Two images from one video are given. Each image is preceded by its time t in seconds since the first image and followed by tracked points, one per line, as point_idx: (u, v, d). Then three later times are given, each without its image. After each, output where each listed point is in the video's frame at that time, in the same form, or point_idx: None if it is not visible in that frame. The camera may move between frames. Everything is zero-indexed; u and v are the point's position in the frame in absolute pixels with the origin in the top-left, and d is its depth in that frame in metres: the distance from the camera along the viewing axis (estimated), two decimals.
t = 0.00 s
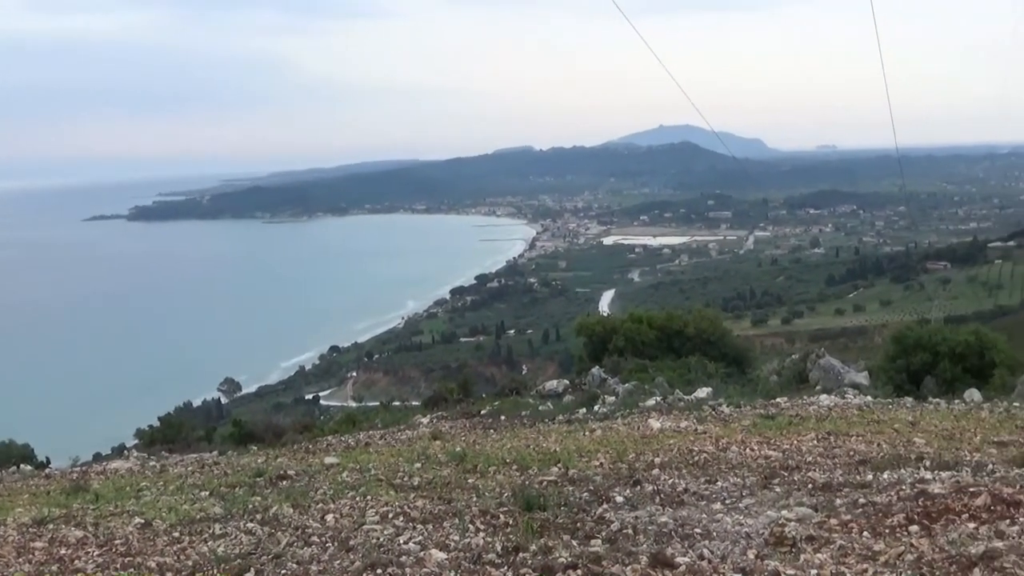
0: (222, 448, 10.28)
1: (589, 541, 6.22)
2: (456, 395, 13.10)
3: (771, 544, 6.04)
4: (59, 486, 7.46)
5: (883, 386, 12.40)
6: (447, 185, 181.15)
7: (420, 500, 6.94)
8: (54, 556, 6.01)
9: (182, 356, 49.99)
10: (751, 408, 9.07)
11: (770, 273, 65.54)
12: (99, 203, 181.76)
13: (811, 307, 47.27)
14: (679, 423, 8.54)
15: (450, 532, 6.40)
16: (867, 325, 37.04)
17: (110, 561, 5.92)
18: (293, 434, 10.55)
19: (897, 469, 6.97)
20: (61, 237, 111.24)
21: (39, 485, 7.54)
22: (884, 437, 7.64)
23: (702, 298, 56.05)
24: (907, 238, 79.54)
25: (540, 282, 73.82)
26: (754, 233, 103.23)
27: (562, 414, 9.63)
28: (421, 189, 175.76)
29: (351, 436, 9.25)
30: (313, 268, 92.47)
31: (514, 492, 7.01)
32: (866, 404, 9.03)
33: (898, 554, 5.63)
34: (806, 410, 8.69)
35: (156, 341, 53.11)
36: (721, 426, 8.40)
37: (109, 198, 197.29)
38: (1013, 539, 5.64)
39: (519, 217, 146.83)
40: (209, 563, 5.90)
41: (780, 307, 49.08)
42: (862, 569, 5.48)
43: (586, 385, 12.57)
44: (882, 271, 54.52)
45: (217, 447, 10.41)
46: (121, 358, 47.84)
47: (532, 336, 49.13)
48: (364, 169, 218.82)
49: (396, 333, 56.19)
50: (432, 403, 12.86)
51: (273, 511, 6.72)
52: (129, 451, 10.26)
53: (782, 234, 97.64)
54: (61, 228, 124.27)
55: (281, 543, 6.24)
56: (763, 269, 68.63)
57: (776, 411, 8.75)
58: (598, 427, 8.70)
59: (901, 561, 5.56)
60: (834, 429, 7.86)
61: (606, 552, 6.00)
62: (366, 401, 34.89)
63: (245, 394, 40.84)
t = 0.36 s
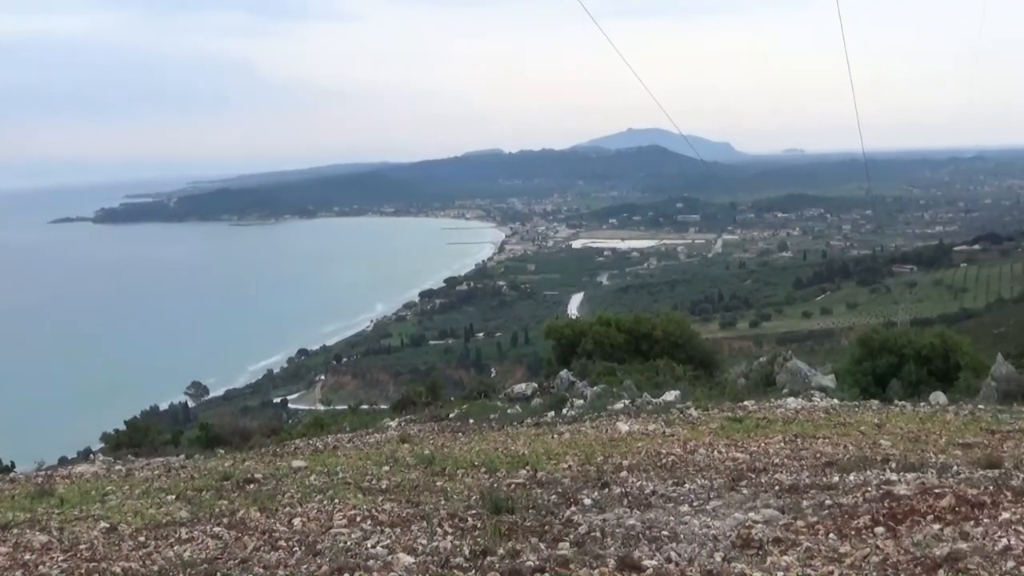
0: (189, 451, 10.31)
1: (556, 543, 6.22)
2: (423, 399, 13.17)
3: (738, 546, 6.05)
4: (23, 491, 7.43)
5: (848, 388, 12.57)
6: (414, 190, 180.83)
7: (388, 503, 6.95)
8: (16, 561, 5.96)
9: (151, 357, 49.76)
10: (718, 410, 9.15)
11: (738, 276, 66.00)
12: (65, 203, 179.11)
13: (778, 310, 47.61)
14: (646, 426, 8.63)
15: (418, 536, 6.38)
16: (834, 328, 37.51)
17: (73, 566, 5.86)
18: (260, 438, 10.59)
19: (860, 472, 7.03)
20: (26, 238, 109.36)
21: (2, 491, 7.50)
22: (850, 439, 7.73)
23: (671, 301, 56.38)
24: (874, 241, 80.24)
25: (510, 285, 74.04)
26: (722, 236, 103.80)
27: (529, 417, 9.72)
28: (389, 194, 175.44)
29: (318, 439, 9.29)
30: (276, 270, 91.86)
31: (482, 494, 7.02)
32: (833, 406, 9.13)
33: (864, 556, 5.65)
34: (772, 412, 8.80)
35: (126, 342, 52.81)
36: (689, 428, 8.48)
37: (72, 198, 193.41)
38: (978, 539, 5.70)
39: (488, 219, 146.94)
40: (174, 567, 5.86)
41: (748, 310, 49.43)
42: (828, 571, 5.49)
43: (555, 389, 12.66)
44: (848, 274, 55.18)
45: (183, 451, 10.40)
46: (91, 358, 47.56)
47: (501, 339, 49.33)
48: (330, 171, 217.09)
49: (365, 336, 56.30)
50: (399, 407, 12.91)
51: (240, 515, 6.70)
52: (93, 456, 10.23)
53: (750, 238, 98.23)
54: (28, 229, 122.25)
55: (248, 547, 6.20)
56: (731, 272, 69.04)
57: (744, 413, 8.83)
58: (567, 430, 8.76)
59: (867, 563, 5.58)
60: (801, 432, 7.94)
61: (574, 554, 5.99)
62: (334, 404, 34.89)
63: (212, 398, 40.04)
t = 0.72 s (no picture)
0: (157, 454, 10.36)
1: (525, 545, 6.21)
2: (393, 402, 13.29)
3: (705, 547, 6.05)
4: None
5: (817, 392, 12.78)
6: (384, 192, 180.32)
7: (355, 506, 6.96)
8: None
9: (119, 352, 49.53)
10: (688, 414, 9.23)
11: (706, 279, 66.27)
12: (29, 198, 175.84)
13: (746, 313, 47.92)
14: (615, 428, 8.74)
15: (386, 538, 6.37)
16: (802, 330, 38.11)
17: (38, 568, 5.83)
18: (228, 441, 10.64)
19: (827, 474, 7.10)
20: None
21: None
22: (818, 442, 7.82)
23: (640, 303, 56.64)
24: (841, 243, 80.79)
25: (479, 287, 74.16)
26: (691, 239, 104.22)
27: (500, 421, 9.82)
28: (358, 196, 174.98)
29: (287, 442, 9.36)
30: (242, 269, 91.41)
31: (452, 497, 7.04)
32: (802, 412, 9.26)
33: (830, 557, 5.68)
34: (741, 416, 8.90)
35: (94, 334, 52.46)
36: (659, 431, 8.58)
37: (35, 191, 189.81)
38: (944, 540, 5.75)
39: (458, 220, 147.05)
40: (141, 570, 5.83)
41: (717, 313, 49.68)
42: (794, 571, 5.53)
43: (524, 392, 12.79)
44: (816, 276, 55.55)
45: (150, 455, 10.36)
46: (58, 346, 47.19)
47: (470, 342, 49.49)
48: (298, 171, 215.44)
49: (332, 337, 56.40)
50: (369, 408, 13.04)
51: (207, 517, 6.71)
52: (60, 459, 10.25)
53: (718, 240, 98.63)
54: None
55: (215, 549, 6.17)
56: (699, 275, 69.33)
57: (713, 416, 8.94)
58: (536, 433, 8.84)
59: (833, 564, 5.61)
60: (769, 436, 8.02)
61: (542, 556, 5.97)
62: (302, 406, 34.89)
63: (180, 399, 39.50)
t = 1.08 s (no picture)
0: (122, 456, 10.34)
1: (493, 548, 6.19)
2: (360, 403, 13.33)
3: (673, 549, 6.04)
4: None
5: (784, 394, 12.96)
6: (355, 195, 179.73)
7: (324, 509, 6.95)
8: None
9: (87, 353, 49.18)
10: (656, 415, 9.28)
11: (674, 281, 66.44)
12: None
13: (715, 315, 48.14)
14: (583, 430, 8.85)
15: (353, 541, 6.36)
16: (773, 331, 38.37)
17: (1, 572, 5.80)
18: (194, 443, 10.62)
19: (794, 475, 7.15)
20: None
21: None
22: (784, 444, 7.89)
23: (608, 305, 56.66)
24: (807, 245, 81.20)
25: (447, 290, 74.26)
26: (660, 240, 104.56)
27: (467, 421, 9.88)
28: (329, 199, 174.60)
29: (253, 444, 9.40)
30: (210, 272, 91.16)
31: (420, 499, 7.05)
32: (769, 413, 9.41)
33: (797, 558, 5.70)
34: (709, 417, 8.97)
35: (62, 335, 52.06)
36: (628, 433, 8.66)
37: None
38: (909, 541, 5.79)
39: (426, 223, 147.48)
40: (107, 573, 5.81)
41: (685, 315, 49.88)
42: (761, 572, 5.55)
43: (492, 392, 12.84)
44: (782, 278, 55.65)
45: (115, 457, 10.35)
46: (24, 347, 46.81)
47: (438, 344, 49.64)
48: (267, 171, 213.13)
49: (301, 339, 56.53)
50: (335, 411, 13.07)
51: (173, 521, 6.69)
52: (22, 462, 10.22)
53: (686, 243, 98.93)
54: None
55: (182, 552, 6.15)
56: (667, 277, 69.60)
57: (680, 418, 9.00)
58: (503, 436, 8.90)
59: (799, 565, 5.62)
60: (736, 438, 8.09)
61: (510, 559, 5.96)
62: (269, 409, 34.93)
63: (146, 402, 39.08)
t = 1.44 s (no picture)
0: (89, 459, 10.33)
1: (462, 549, 6.19)
2: (329, 404, 13.39)
3: (641, 549, 6.05)
4: None
5: (753, 392, 13.22)
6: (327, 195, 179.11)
7: (292, 510, 6.96)
8: None
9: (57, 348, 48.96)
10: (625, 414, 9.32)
11: (643, 282, 66.59)
12: None
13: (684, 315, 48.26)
14: (553, 430, 8.96)
15: (322, 542, 6.35)
16: (743, 331, 38.43)
17: None
18: (162, 444, 10.60)
19: (760, 475, 7.19)
20: None
21: None
22: (751, 442, 7.97)
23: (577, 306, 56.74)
24: (776, 245, 81.49)
25: (416, 290, 74.36)
26: (629, 241, 104.67)
27: (437, 421, 9.95)
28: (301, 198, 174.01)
29: (222, 446, 9.44)
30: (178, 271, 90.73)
31: (388, 500, 7.06)
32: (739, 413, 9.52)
33: (765, 557, 5.70)
34: (677, 416, 9.05)
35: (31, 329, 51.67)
36: (597, 433, 8.77)
37: None
38: (875, 541, 5.82)
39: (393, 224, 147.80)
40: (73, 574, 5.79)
41: (654, 315, 49.97)
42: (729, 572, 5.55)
43: (461, 391, 12.94)
44: (751, 278, 55.76)
45: (81, 459, 10.33)
46: None
47: (407, 345, 49.69)
48: (236, 171, 210.80)
49: (270, 339, 56.46)
50: (304, 411, 13.13)
51: (139, 523, 6.68)
52: None
53: (655, 243, 99.06)
54: None
55: (147, 555, 6.12)
56: (638, 277, 69.64)
57: (647, 417, 9.09)
58: (472, 435, 8.95)
59: (767, 564, 5.63)
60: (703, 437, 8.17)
61: (478, 559, 5.95)
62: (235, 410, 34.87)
63: (112, 402, 39.34)
